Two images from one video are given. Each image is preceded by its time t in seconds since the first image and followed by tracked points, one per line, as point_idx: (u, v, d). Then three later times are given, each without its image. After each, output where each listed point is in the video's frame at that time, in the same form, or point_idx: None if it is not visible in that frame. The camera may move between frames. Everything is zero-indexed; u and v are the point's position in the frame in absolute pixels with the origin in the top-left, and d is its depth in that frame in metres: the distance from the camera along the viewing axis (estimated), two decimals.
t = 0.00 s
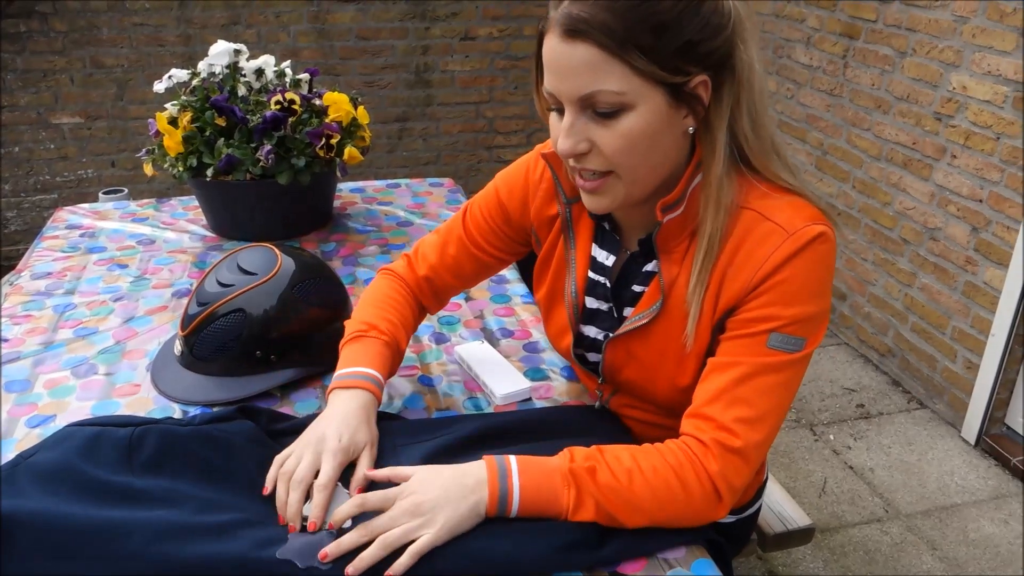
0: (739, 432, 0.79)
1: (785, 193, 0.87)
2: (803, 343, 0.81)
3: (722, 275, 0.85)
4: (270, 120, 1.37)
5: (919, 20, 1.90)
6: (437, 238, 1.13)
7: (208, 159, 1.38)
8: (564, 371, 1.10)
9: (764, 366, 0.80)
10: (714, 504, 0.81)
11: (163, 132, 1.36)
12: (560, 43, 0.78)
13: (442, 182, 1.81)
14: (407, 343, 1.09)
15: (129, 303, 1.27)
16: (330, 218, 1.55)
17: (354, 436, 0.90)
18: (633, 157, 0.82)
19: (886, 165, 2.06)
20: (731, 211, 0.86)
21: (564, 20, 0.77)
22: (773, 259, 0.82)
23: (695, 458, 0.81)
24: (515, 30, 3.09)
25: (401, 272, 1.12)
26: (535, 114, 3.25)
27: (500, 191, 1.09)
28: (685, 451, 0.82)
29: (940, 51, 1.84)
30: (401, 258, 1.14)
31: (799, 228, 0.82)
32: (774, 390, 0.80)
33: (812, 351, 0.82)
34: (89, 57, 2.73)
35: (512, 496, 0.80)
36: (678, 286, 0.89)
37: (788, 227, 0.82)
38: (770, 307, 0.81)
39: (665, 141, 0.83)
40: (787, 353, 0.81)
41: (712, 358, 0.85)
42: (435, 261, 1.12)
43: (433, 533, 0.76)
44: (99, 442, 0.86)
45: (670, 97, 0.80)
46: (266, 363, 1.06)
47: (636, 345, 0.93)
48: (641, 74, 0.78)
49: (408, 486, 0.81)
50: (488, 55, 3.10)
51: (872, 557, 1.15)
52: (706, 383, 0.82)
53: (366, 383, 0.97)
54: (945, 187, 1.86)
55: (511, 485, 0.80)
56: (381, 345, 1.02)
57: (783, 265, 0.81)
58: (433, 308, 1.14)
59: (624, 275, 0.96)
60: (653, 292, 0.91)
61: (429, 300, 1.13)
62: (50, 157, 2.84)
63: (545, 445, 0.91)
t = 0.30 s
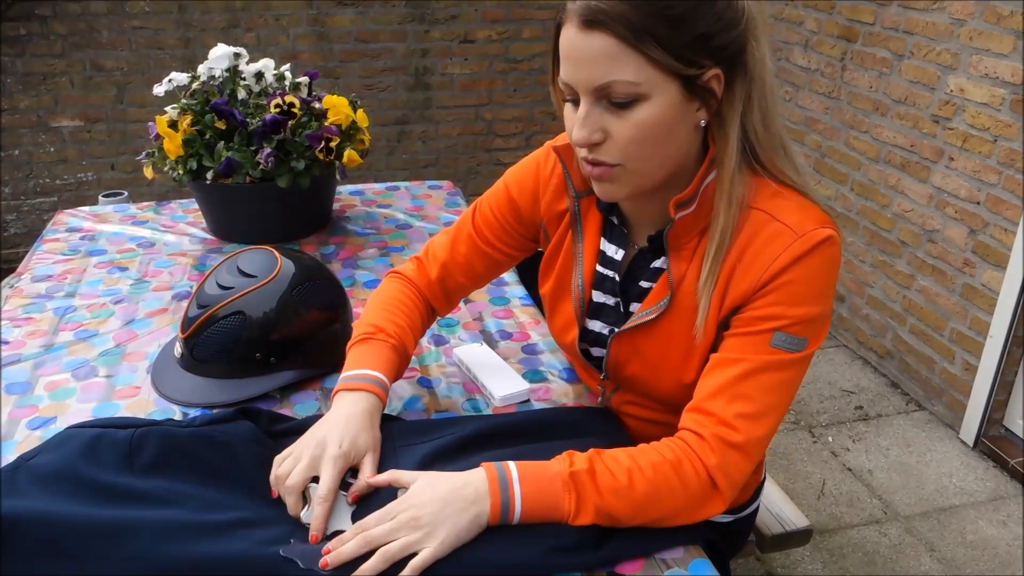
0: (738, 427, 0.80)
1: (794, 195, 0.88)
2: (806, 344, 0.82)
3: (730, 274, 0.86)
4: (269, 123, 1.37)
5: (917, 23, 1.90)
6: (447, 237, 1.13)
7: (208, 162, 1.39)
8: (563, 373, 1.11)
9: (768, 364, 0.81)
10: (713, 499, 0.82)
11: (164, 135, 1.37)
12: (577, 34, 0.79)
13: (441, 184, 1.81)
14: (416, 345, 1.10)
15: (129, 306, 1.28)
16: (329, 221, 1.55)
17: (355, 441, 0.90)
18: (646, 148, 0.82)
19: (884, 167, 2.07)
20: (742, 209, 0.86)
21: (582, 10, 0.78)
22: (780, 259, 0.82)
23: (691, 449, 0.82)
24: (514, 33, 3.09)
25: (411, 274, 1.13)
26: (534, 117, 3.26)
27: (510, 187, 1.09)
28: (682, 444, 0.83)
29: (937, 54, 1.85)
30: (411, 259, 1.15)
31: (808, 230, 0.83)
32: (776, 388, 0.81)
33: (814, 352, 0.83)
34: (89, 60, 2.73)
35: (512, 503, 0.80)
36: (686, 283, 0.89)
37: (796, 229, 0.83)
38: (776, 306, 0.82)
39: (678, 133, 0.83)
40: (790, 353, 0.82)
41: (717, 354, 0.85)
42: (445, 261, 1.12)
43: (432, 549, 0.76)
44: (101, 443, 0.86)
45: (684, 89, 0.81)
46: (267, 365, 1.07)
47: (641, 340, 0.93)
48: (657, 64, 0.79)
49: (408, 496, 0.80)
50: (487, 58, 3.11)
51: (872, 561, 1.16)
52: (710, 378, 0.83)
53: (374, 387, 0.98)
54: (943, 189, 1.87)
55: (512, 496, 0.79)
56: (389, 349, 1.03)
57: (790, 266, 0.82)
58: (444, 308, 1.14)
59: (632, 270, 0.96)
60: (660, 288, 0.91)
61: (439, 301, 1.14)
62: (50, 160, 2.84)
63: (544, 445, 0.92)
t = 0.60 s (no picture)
0: (739, 426, 0.81)
1: (798, 197, 0.88)
2: (808, 344, 0.82)
3: (733, 275, 0.86)
4: (272, 124, 1.38)
5: (917, 25, 1.91)
6: (450, 234, 1.14)
7: (212, 162, 1.40)
8: (564, 371, 1.11)
9: (770, 364, 0.82)
10: (712, 496, 0.82)
11: (168, 135, 1.38)
12: (589, 30, 0.79)
13: (443, 184, 1.82)
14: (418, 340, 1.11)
15: (134, 304, 1.29)
16: (332, 220, 1.56)
17: (362, 443, 0.91)
18: (654, 146, 0.83)
19: (884, 168, 2.07)
20: (745, 210, 0.87)
21: (594, 8, 0.78)
22: (782, 261, 0.83)
23: (691, 446, 0.83)
24: (515, 35, 3.10)
25: (415, 271, 1.13)
26: (535, 119, 3.27)
27: (514, 185, 1.10)
28: (681, 441, 0.83)
29: (937, 56, 1.85)
30: (414, 255, 1.16)
31: (810, 232, 0.84)
32: (776, 388, 0.82)
33: (814, 353, 0.84)
34: (91, 62, 2.75)
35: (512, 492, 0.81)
36: (689, 283, 0.90)
37: (799, 231, 0.84)
38: (779, 307, 0.82)
39: (685, 132, 0.84)
40: (791, 353, 0.82)
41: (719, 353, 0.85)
42: (448, 258, 1.13)
43: (434, 536, 0.77)
44: (105, 439, 0.87)
45: (692, 87, 0.82)
46: (271, 363, 1.08)
47: (644, 339, 0.94)
48: (669, 62, 0.79)
49: (409, 487, 0.83)
50: (488, 60, 3.12)
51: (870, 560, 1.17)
52: (712, 377, 0.83)
53: (380, 383, 0.99)
54: (942, 191, 1.87)
55: (512, 483, 0.81)
56: (393, 345, 1.04)
57: (793, 267, 0.82)
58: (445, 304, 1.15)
59: (635, 270, 0.96)
60: (664, 287, 0.91)
61: (440, 297, 1.15)
62: (53, 161, 2.85)
63: (543, 442, 0.93)
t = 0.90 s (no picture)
0: (781, 410, 0.81)
1: (844, 185, 0.88)
2: (852, 332, 0.82)
3: (778, 261, 0.86)
4: (310, 112, 1.40)
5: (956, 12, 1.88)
6: (486, 218, 1.15)
7: (252, 150, 1.42)
8: (601, 358, 1.12)
9: (813, 350, 0.81)
10: (752, 480, 0.83)
11: (208, 124, 1.40)
12: None
13: (476, 172, 1.83)
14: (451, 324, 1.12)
15: (177, 289, 1.32)
16: (368, 208, 1.58)
17: (403, 430, 0.92)
18: (739, 112, 0.84)
19: (920, 158, 2.05)
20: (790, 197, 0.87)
21: None
22: (827, 248, 0.82)
23: (731, 430, 0.83)
24: (546, 24, 3.10)
25: (450, 254, 1.14)
26: (567, 108, 3.27)
27: (553, 172, 1.11)
28: (721, 425, 0.84)
29: (975, 44, 1.82)
30: (447, 239, 1.17)
31: (856, 219, 0.83)
32: (820, 374, 0.82)
33: (857, 341, 0.83)
34: (129, 53, 2.80)
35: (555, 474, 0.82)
36: (733, 269, 0.90)
37: (845, 218, 0.83)
38: (823, 294, 0.82)
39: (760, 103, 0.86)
40: (835, 340, 0.82)
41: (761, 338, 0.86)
42: (485, 242, 1.14)
43: (477, 516, 0.79)
44: (156, 417, 0.90)
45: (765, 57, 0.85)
46: (310, 346, 1.10)
47: (685, 326, 0.94)
48: (749, 29, 0.82)
49: (451, 468, 0.84)
50: (519, 50, 3.12)
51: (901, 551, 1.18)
52: (754, 362, 0.84)
53: (419, 362, 1.00)
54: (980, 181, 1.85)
55: (553, 463, 0.82)
56: (429, 326, 1.05)
57: (838, 255, 0.82)
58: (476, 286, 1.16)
59: (677, 257, 0.97)
60: (707, 274, 0.92)
61: (474, 279, 1.16)
62: (92, 150, 2.89)
63: (582, 425, 0.95)
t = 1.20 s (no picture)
0: (854, 380, 0.80)
1: (932, 156, 0.86)
2: (932, 305, 0.81)
3: (860, 231, 0.85)
4: (381, 77, 1.41)
5: None
6: (561, 181, 1.16)
7: (322, 113, 1.45)
8: (664, 325, 1.15)
9: (891, 322, 0.80)
10: (820, 448, 0.83)
11: (281, 87, 1.44)
12: None
13: (541, 142, 1.85)
14: (523, 287, 1.14)
15: (249, 248, 1.36)
16: (434, 174, 1.62)
17: (469, 389, 0.94)
18: (826, 85, 0.83)
19: (998, 135, 1.98)
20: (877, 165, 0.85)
21: None
22: (912, 220, 0.81)
23: (801, 398, 0.83)
24: None
25: (524, 217, 1.16)
26: (630, 80, 3.23)
27: (631, 135, 1.11)
28: (791, 392, 0.84)
29: None
30: (522, 202, 1.18)
31: (944, 191, 0.81)
32: (896, 347, 0.81)
33: (937, 315, 0.82)
34: (201, 20, 2.85)
35: (619, 436, 0.83)
36: (812, 239, 0.90)
37: (933, 190, 0.82)
38: (905, 266, 0.81)
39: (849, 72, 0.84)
40: (914, 313, 0.81)
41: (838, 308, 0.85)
42: (559, 206, 1.15)
43: (542, 472, 0.81)
44: (233, 367, 0.93)
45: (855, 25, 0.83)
46: (378, 305, 1.13)
47: (759, 295, 0.94)
48: None
49: (517, 425, 0.86)
50: (584, 20, 3.09)
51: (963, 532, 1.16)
52: (830, 331, 0.83)
53: (487, 322, 1.02)
54: None
55: (619, 423, 0.83)
56: (501, 288, 1.07)
57: (923, 227, 0.81)
58: (550, 251, 1.18)
59: (755, 224, 0.97)
60: (784, 242, 0.91)
61: (547, 243, 1.17)
62: (163, 115, 2.99)
63: (645, 389, 0.96)
